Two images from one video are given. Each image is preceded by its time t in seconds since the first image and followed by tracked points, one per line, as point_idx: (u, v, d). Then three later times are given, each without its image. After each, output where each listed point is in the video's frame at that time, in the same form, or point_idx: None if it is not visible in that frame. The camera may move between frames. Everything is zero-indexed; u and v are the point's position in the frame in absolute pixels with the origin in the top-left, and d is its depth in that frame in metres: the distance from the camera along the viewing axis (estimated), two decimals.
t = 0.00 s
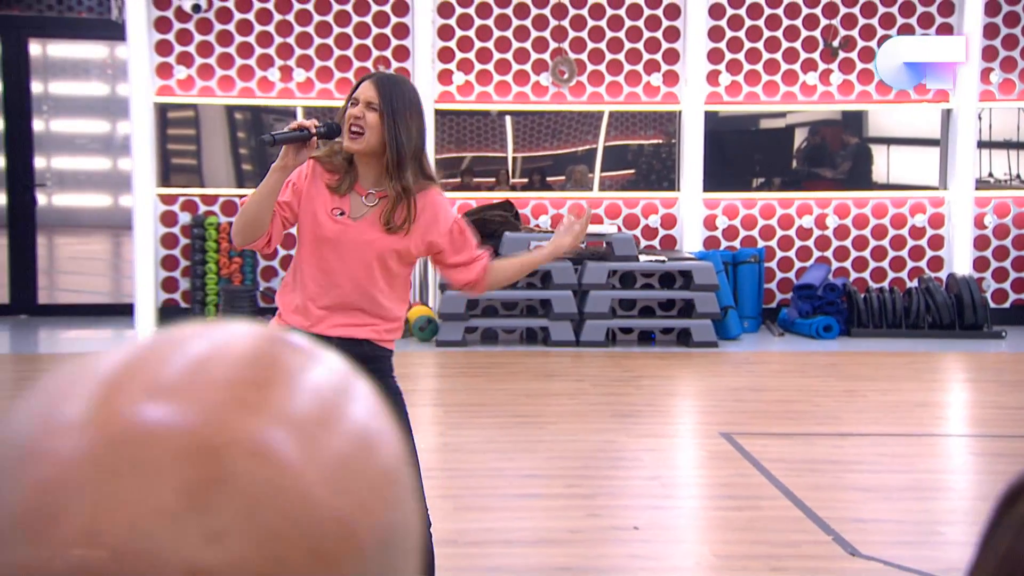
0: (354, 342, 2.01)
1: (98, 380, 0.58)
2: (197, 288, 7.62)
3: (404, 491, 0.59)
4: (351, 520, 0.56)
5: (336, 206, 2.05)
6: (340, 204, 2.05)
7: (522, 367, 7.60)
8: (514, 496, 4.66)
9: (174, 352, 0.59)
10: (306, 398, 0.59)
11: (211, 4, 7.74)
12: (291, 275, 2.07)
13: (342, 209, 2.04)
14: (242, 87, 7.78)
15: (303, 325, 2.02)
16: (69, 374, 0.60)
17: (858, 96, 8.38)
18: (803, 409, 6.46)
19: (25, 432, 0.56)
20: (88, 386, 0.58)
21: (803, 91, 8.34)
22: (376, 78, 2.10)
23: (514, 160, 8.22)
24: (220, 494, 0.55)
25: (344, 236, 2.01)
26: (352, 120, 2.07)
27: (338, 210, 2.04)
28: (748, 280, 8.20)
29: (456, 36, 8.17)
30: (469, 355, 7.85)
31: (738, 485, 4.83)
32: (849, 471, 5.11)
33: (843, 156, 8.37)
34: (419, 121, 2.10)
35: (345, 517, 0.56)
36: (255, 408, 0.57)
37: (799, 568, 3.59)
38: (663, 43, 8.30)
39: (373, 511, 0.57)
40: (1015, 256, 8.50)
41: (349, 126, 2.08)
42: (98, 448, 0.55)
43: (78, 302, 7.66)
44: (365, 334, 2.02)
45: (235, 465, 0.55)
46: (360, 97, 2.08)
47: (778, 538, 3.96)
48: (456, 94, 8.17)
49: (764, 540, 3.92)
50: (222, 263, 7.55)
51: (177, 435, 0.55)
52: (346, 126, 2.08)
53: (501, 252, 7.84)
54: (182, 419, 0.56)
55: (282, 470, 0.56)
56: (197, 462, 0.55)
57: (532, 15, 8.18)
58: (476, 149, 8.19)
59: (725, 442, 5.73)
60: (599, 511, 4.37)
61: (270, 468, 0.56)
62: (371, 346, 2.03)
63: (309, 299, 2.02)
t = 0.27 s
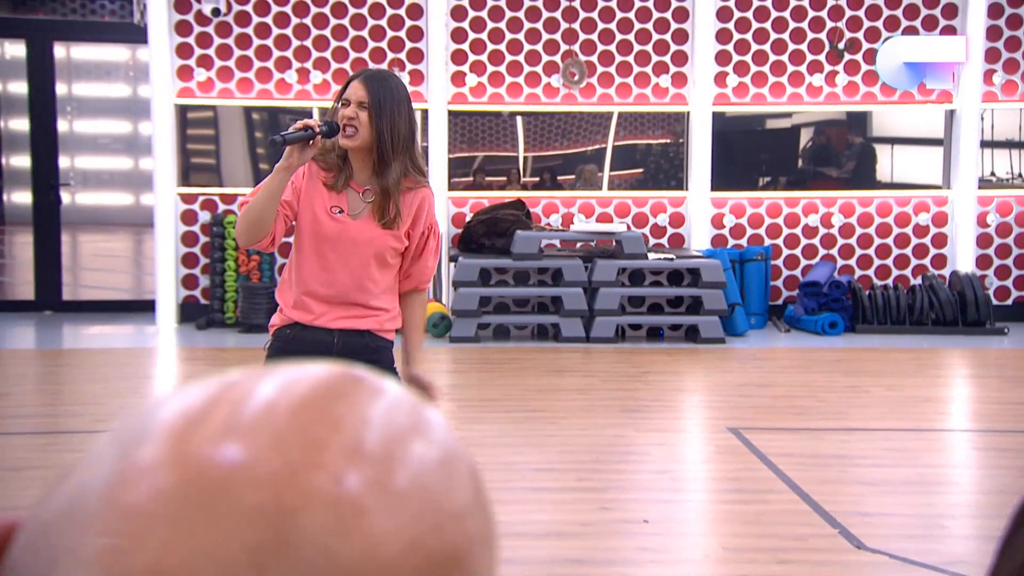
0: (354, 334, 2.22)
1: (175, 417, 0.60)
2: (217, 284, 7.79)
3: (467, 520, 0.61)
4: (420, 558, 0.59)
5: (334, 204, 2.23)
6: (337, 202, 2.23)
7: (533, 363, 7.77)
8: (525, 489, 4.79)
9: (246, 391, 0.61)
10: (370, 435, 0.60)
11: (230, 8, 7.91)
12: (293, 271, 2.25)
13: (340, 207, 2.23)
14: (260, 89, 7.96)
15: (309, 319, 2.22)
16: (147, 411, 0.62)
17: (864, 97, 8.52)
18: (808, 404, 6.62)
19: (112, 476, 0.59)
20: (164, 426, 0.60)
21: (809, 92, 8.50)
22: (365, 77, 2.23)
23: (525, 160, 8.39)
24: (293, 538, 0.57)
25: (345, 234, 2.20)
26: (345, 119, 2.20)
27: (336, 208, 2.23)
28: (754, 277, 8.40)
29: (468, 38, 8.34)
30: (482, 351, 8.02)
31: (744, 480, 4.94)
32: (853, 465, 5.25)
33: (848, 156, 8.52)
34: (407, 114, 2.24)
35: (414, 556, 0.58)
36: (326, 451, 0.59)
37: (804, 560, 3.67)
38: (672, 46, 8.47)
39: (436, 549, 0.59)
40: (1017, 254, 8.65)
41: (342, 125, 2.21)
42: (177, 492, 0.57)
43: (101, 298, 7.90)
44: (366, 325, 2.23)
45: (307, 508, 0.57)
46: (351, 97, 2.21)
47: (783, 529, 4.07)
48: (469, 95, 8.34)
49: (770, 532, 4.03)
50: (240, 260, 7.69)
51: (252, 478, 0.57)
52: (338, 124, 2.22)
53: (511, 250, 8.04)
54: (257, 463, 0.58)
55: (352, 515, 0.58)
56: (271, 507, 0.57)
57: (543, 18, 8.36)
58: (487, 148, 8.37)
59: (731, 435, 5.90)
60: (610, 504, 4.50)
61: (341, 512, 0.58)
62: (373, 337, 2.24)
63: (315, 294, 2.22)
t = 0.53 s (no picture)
0: (375, 333, 2.29)
1: (164, 424, 0.79)
2: (232, 283, 7.95)
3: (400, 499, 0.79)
4: (369, 525, 0.77)
5: (348, 206, 2.32)
6: (351, 203, 2.33)
7: (541, 361, 7.93)
8: (533, 484, 4.93)
9: (223, 407, 0.80)
10: (325, 442, 0.79)
11: (245, 12, 8.08)
12: (312, 273, 2.32)
13: (354, 208, 2.32)
14: (274, 92, 8.12)
15: (329, 320, 2.29)
16: (134, 424, 0.80)
17: (866, 100, 8.68)
18: (811, 401, 6.77)
19: (100, 474, 0.75)
20: (155, 435, 0.78)
21: (812, 95, 8.66)
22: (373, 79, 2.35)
23: (533, 160, 8.55)
24: (255, 520, 0.75)
25: (360, 234, 2.29)
26: (355, 119, 2.32)
27: (351, 209, 2.32)
28: (758, 276, 8.57)
29: (478, 42, 8.50)
30: (490, 349, 8.18)
31: (749, 476, 5.08)
32: (855, 461, 5.40)
33: (849, 156, 8.70)
34: (412, 115, 2.35)
35: (350, 529, 0.76)
36: (286, 454, 0.77)
37: (807, 555, 3.79)
38: (677, 50, 8.63)
39: (372, 525, 0.77)
40: (1017, 253, 8.80)
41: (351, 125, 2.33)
42: (157, 490, 0.74)
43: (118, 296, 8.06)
44: (385, 324, 2.30)
45: (268, 497, 0.75)
46: (360, 98, 2.34)
47: (786, 525, 4.20)
48: (478, 98, 8.51)
49: (777, 527, 4.18)
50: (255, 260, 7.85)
51: (226, 477, 0.76)
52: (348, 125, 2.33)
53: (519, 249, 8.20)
54: (230, 464, 0.76)
55: (305, 500, 0.76)
56: (239, 497, 0.75)
57: (551, 22, 8.52)
58: (496, 149, 8.54)
59: (737, 432, 6.06)
60: (617, 499, 4.64)
61: (297, 500, 0.76)
62: (391, 336, 2.31)
63: (333, 295, 2.29)
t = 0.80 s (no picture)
0: (384, 335, 2.14)
1: (106, 415, 0.58)
2: (241, 283, 8.10)
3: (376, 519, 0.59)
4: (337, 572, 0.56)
5: (355, 210, 2.16)
6: (358, 208, 2.17)
7: (545, 359, 8.07)
8: (536, 481, 5.05)
9: (178, 392, 0.59)
10: (299, 441, 0.58)
11: (253, 17, 8.23)
12: (322, 278, 2.18)
13: (361, 213, 2.16)
14: (282, 95, 8.27)
15: (336, 325, 2.14)
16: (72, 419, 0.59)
17: (863, 102, 8.84)
18: (810, 399, 6.90)
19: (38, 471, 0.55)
20: (94, 424, 0.57)
21: (810, 98, 8.82)
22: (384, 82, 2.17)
23: (535, 160, 8.73)
24: (215, 528, 0.54)
25: (369, 239, 2.14)
26: (365, 124, 2.15)
27: (358, 213, 2.16)
28: (757, 276, 8.73)
29: (482, 46, 8.65)
30: (495, 347, 8.33)
31: (749, 473, 5.20)
32: (853, 458, 5.53)
33: (847, 157, 8.85)
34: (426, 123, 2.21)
35: (332, 547, 0.56)
36: (253, 445, 0.56)
37: (807, 552, 3.90)
38: (677, 53, 8.78)
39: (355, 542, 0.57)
40: (1012, 253, 8.95)
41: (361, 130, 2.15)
42: (100, 488, 0.54)
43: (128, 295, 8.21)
44: (394, 326, 2.14)
45: (225, 499, 0.55)
46: (371, 102, 2.15)
47: (785, 523, 4.31)
48: (482, 101, 8.67)
49: (778, 524, 4.29)
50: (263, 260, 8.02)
51: (178, 477, 0.55)
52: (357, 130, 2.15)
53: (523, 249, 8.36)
54: (183, 460, 0.55)
55: (272, 509, 0.55)
56: (195, 501, 0.55)
57: (553, 26, 8.67)
58: (499, 150, 8.70)
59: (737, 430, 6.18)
60: (619, 496, 4.76)
61: (258, 508, 0.55)
62: (402, 337, 2.15)
63: (340, 299, 2.15)
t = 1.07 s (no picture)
0: (390, 334, 2.25)
1: (117, 428, 0.62)
2: (252, 280, 8.30)
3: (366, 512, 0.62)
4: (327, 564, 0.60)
5: (361, 211, 2.28)
6: (365, 208, 2.28)
7: (547, 355, 8.26)
8: (541, 473, 5.23)
9: (181, 408, 0.63)
10: (292, 451, 0.62)
11: (263, 20, 8.42)
12: (333, 279, 2.30)
13: (367, 213, 2.28)
14: (292, 96, 8.46)
15: (345, 324, 2.27)
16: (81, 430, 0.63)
17: (858, 104, 9.06)
18: (807, 393, 7.09)
19: (53, 481, 0.59)
20: (105, 436, 0.61)
21: (806, 99, 9.03)
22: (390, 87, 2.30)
23: (538, 160, 8.90)
24: (217, 531, 0.59)
25: (374, 238, 2.25)
26: (374, 127, 2.27)
27: (364, 214, 2.28)
28: (755, 273, 8.93)
29: (486, 49, 8.86)
30: (499, 343, 8.53)
31: (748, 467, 5.35)
32: (849, 452, 5.70)
33: (842, 156, 9.07)
34: (428, 124, 2.34)
35: (325, 548, 0.60)
36: (246, 456, 0.60)
37: (806, 543, 4.04)
38: (677, 56, 8.98)
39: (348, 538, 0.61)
40: (1003, 250, 9.17)
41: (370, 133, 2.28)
42: (112, 499, 0.58)
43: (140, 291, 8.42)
44: (399, 325, 2.25)
45: (225, 506, 0.59)
46: (380, 106, 2.29)
47: (784, 515, 4.46)
48: (486, 102, 8.87)
49: (775, 516, 4.44)
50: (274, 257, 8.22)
51: (184, 487, 0.59)
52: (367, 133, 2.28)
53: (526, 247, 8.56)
54: (186, 472, 0.59)
55: (267, 514, 0.59)
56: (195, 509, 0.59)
57: (556, 29, 8.87)
58: (503, 148, 8.88)
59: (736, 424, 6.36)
60: (621, 489, 4.92)
61: (260, 513, 0.59)
62: (407, 337, 2.27)
63: (349, 298, 2.26)
